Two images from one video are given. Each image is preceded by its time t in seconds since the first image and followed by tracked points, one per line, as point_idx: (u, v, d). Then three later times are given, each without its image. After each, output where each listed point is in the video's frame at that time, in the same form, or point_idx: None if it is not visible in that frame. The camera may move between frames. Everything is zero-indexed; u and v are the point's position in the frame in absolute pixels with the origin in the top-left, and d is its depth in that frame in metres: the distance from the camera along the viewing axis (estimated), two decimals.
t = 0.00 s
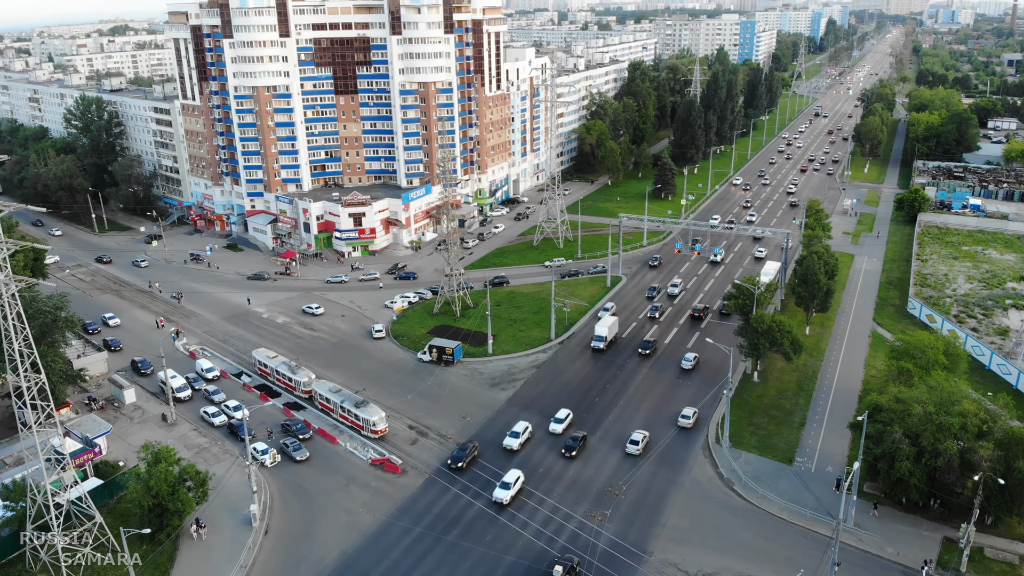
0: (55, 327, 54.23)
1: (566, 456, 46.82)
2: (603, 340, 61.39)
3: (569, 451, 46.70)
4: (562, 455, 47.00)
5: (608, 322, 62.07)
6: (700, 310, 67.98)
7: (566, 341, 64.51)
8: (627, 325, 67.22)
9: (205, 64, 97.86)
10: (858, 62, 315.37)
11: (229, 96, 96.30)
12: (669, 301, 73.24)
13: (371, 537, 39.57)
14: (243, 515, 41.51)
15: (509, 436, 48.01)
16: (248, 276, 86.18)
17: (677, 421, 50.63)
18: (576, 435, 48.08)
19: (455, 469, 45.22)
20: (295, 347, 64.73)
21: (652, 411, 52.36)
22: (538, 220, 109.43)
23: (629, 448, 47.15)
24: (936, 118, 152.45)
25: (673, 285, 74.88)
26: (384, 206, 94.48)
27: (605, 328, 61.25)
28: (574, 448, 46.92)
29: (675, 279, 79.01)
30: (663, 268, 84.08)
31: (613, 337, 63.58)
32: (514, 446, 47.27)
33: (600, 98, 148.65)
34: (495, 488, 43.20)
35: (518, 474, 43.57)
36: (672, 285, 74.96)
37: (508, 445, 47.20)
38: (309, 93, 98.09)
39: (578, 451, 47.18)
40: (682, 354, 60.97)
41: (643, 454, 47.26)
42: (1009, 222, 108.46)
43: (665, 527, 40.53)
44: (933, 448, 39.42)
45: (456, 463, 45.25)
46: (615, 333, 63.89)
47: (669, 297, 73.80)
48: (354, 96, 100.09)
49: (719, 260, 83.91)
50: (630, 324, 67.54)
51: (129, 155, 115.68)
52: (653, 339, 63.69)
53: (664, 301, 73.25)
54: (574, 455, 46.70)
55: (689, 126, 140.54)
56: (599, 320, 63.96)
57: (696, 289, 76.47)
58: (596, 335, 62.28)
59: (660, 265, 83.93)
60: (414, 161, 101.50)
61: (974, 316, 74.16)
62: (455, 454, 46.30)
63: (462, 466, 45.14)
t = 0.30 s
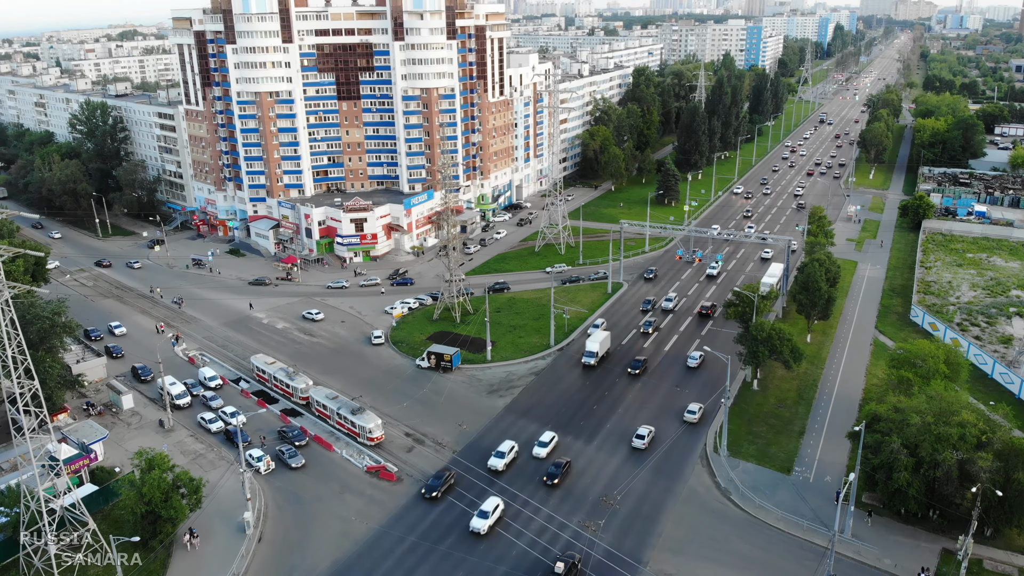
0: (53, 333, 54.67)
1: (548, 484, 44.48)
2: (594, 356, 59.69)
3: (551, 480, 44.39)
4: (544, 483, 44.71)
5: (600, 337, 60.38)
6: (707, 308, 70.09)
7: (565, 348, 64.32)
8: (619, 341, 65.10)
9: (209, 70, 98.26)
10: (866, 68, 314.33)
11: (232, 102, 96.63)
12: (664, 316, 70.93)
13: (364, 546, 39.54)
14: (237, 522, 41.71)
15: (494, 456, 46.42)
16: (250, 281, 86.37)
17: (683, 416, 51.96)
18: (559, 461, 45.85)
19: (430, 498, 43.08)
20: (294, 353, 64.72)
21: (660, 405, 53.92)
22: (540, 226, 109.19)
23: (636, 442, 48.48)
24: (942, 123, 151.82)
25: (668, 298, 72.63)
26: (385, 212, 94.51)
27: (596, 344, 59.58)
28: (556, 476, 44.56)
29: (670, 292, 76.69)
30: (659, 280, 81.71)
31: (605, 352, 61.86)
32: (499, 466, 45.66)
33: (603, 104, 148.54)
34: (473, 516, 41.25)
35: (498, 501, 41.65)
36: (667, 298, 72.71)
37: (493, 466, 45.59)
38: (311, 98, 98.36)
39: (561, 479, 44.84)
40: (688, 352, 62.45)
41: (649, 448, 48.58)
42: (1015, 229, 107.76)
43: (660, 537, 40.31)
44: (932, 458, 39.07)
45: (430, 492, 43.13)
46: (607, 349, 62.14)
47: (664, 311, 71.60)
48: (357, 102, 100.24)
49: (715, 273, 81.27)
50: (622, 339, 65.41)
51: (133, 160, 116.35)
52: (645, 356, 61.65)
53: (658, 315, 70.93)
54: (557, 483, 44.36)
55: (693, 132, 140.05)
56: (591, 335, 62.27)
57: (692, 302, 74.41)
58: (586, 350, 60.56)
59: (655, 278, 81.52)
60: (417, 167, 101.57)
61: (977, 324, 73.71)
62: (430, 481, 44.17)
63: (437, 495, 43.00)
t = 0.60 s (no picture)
0: (47, 340, 54.59)
1: (523, 514, 42.30)
2: (579, 372, 57.95)
3: (526, 510, 42.20)
4: (519, 513, 42.56)
5: (586, 352, 58.61)
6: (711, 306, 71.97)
7: (560, 355, 64.13)
8: (606, 357, 62.94)
9: (207, 76, 98.30)
10: (868, 73, 314.10)
11: (230, 108, 96.66)
12: (652, 331, 68.54)
13: (354, 555, 39.38)
14: (227, 531, 41.66)
15: (474, 478, 44.84)
16: (247, 287, 86.31)
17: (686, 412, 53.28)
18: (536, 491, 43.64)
19: (396, 530, 40.97)
20: (288, 360, 64.56)
21: (661, 404, 54.95)
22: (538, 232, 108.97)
23: (638, 436, 49.75)
24: (942, 129, 151.63)
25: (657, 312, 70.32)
26: (383, 218, 94.33)
27: (582, 360, 57.82)
28: (532, 506, 42.41)
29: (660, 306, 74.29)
30: (650, 293, 79.41)
31: (592, 368, 60.04)
32: (478, 489, 44.10)
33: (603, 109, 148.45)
34: (445, 547, 39.42)
35: (470, 532, 39.79)
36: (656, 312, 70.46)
37: (472, 487, 44.04)
38: (309, 104, 98.43)
39: (537, 509, 42.69)
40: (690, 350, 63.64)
41: (651, 443, 49.80)
42: (1015, 236, 107.47)
43: (652, 546, 40.10)
44: (925, 468, 38.81)
45: (397, 525, 40.93)
46: (594, 365, 60.29)
47: (653, 326, 69.22)
48: (355, 108, 100.32)
49: (706, 287, 78.65)
50: (610, 356, 63.16)
51: (133, 165, 116.67)
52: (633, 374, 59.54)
53: (647, 331, 68.56)
54: (532, 513, 42.19)
55: (692, 138, 139.75)
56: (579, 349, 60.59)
57: (685, 313, 72.83)
58: (573, 366, 58.85)
59: (646, 291, 79.21)
60: (415, 173, 101.54)
61: (975, 331, 73.44)
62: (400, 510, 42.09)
63: (404, 528, 40.82)
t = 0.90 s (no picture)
0: (39, 347, 54.42)
1: (494, 548, 40.05)
2: (564, 390, 56.40)
3: (497, 544, 39.95)
4: (490, 547, 40.29)
5: (572, 370, 56.93)
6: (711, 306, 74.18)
7: (555, 362, 63.98)
8: (592, 374, 61.14)
9: (205, 82, 98.31)
10: (869, 79, 314.13)
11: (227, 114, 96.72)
12: (640, 347, 66.55)
13: (343, 565, 39.16)
14: (216, 540, 41.50)
15: (452, 500, 43.44)
16: (243, 293, 86.19)
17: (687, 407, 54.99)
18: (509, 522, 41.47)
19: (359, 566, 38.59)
20: (282, 367, 64.39)
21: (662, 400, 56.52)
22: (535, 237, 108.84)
23: (640, 431, 51.35)
24: (942, 135, 151.59)
25: (646, 327, 68.32)
26: (380, 224, 94.19)
27: (567, 378, 56.19)
28: (504, 540, 40.15)
29: (649, 320, 72.22)
30: (640, 306, 77.21)
31: (577, 385, 58.39)
32: (456, 511, 42.65)
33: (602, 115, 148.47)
34: None
35: (438, 567, 37.62)
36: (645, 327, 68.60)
37: (450, 510, 42.63)
38: (306, 110, 98.54)
39: (509, 542, 40.40)
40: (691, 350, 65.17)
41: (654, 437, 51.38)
42: (1013, 242, 107.29)
43: (643, 557, 39.88)
44: (918, 478, 38.64)
45: (360, 561, 38.57)
46: (580, 382, 58.62)
47: (641, 342, 67.23)
48: (352, 114, 100.49)
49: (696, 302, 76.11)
50: (596, 373, 61.34)
51: (131, 171, 116.80)
52: (620, 393, 57.67)
53: (634, 346, 66.56)
54: (503, 548, 39.89)
55: (691, 144, 139.61)
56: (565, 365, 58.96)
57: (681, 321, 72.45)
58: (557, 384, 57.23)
59: (635, 305, 77.05)
60: (412, 179, 101.63)
61: (973, 339, 73.22)
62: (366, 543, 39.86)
63: (367, 565, 38.48)
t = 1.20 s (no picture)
0: (31, 354, 54.23)
1: None
2: (547, 408, 54.54)
3: None
4: None
5: (555, 387, 55.02)
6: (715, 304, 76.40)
7: (549, 369, 63.79)
8: (577, 390, 59.31)
9: (202, 88, 98.40)
10: (869, 84, 314.02)
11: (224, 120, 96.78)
12: (627, 363, 64.51)
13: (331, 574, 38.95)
14: (205, 548, 41.36)
15: (428, 524, 42.05)
16: (238, 299, 86.04)
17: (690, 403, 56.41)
18: (478, 558, 39.29)
19: None
20: (275, 374, 64.21)
21: (665, 397, 58.01)
22: (532, 243, 108.70)
23: (643, 426, 52.84)
24: (941, 141, 151.45)
25: (633, 342, 66.36)
26: (376, 230, 94.06)
27: (550, 396, 54.32)
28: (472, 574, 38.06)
29: (638, 335, 70.13)
30: (628, 321, 75.12)
31: (561, 403, 56.44)
32: (432, 535, 41.30)
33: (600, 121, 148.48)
34: None
35: None
36: (633, 341, 66.66)
37: (425, 533, 41.30)
38: (303, 117, 98.48)
39: None
40: (691, 351, 66.34)
41: (656, 432, 52.86)
42: (1012, 249, 107.04)
43: (634, 567, 39.66)
44: (910, 488, 38.43)
45: None
46: (564, 400, 56.70)
47: (627, 358, 65.19)
48: (349, 120, 100.44)
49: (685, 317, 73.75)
50: (580, 390, 59.35)
51: (129, 177, 116.94)
52: (605, 413, 55.69)
53: (620, 362, 64.53)
54: None
55: (689, 150, 139.43)
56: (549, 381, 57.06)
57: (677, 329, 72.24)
58: (540, 402, 55.39)
59: (623, 318, 74.97)
60: (408, 185, 101.59)
61: (969, 346, 72.99)
62: None
63: None
